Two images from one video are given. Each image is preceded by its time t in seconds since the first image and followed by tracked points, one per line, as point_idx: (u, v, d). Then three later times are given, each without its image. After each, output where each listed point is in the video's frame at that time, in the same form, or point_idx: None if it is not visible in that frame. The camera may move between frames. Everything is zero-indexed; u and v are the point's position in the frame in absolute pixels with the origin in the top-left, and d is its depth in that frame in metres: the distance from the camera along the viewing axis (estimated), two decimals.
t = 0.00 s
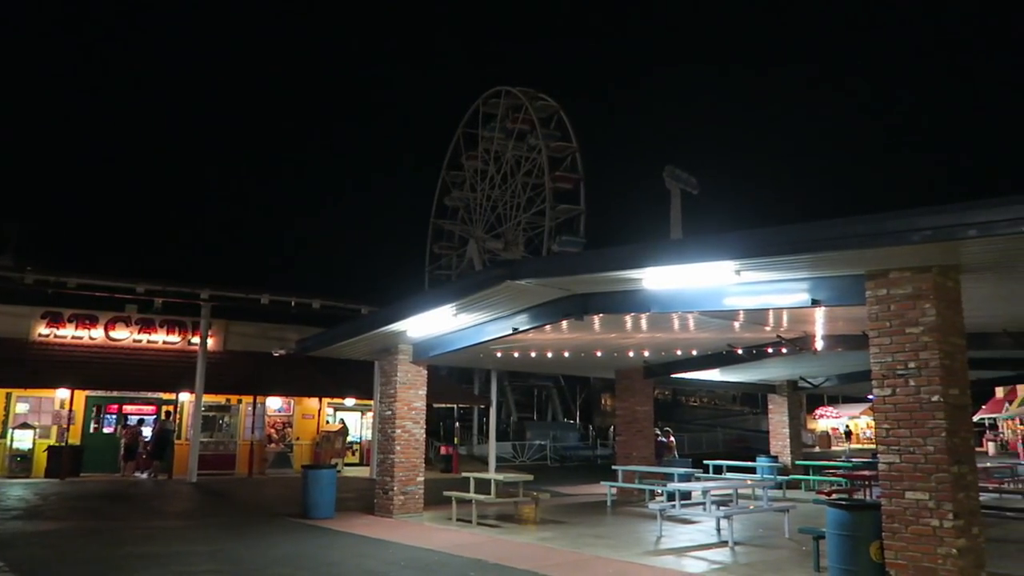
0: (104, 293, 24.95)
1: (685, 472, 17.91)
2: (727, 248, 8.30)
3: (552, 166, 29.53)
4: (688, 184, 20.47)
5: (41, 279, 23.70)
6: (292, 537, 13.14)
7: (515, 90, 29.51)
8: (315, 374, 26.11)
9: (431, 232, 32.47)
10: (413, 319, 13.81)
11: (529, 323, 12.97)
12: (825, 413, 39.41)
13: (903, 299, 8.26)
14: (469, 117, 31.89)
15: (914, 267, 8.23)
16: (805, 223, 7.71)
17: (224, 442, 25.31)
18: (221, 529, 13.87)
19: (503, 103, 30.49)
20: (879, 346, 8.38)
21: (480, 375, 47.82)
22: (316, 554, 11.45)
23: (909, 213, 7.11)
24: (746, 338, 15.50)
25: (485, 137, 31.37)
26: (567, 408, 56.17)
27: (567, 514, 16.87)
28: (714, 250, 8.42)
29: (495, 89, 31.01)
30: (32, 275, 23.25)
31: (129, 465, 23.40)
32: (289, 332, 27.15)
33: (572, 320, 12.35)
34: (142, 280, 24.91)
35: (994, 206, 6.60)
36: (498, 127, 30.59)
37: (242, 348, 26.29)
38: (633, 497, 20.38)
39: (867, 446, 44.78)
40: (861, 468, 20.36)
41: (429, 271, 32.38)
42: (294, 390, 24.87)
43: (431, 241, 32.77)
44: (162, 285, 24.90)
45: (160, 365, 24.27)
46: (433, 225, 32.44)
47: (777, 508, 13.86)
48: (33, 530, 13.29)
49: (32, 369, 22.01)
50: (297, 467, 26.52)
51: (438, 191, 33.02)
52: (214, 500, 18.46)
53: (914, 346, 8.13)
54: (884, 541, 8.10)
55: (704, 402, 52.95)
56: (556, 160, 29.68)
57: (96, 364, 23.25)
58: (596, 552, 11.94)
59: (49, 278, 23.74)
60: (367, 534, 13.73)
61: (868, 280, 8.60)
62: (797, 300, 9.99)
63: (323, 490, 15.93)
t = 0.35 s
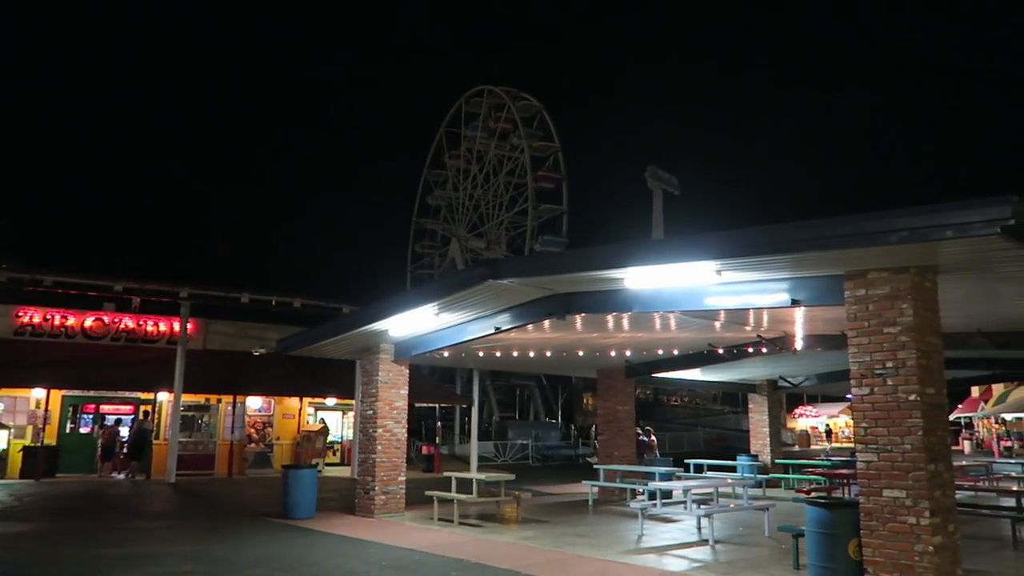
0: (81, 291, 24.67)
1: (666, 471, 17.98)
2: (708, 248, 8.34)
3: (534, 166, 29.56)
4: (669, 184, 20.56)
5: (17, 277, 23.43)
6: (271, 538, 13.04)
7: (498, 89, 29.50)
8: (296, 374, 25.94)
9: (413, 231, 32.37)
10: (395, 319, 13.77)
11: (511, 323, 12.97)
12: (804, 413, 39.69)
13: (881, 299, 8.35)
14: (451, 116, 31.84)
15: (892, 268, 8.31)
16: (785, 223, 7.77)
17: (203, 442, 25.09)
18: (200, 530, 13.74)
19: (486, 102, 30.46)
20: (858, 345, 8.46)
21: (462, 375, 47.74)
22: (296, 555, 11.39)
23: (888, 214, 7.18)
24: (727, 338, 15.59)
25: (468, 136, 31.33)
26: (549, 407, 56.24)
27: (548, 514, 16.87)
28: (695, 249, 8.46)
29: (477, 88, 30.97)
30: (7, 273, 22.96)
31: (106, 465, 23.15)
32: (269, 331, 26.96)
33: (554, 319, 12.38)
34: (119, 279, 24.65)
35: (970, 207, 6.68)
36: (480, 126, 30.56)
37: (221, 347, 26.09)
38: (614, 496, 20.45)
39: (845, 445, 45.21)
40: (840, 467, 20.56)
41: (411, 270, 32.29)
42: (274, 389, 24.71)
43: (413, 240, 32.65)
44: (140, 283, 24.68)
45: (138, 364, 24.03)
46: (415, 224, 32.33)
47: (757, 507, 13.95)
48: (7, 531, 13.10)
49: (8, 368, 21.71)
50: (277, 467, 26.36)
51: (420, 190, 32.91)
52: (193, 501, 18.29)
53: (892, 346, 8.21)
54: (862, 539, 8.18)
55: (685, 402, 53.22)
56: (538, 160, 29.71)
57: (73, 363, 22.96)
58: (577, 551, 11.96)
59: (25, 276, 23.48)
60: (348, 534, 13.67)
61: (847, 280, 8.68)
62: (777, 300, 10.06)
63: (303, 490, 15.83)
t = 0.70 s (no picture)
0: (83, 292, 24.71)
1: (667, 471, 17.97)
2: (709, 248, 8.34)
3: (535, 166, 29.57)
4: (670, 184, 20.54)
5: (19, 278, 23.51)
6: (272, 538, 13.04)
7: (499, 89, 29.51)
8: (298, 373, 25.95)
9: (415, 231, 32.36)
10: (397, 319, 13.78)
11: (512, 323, 12.97)
12: (805, 412, 39.65)
13: (883, 299, 8.34)
14: (452, 116, 31.85)
15: (893, 268, 8.31)
16: (785, 224, 7.78)
17: (205, 442, 25.11)
18: (201, 530, 13.74)
19: (487, 102, 30.47)
20: (859, 345, 8.46)
21: (463, 375, 47.75)
22: (298, 555, 11.39)
23: (889, 214, 7.18)
24: (728, 338, 15.58)
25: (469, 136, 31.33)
26: (551, 407, 56.20)
27: (549, 514, 16.85)
28: (696, 249, 8.46)
29: (478, 88, 30.97)
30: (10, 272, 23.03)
31: (108, 465, 23.17)
32: (271, 331, 26.98)
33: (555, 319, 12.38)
34: (121, 279, 24.64)
35: (971, 206, 6.68)
36: (482, 126, 30.55)
37: (223, 347, 26.10)
38: (615, 496, 20.44)
39: (847, 445, 45.19)
40: (842, 467, 20.53)
41: (413, 270, 32.30)
42: (276, 389, 24.72)
43: (414, 240, 32.64)
44: (142, 283, 24.74)
45: (140, 364, 24.05)
46: (417, 224, 32.33)
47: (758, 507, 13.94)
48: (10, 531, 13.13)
49: (10, 368, 21.74)
50: (279, 467, 26.38)
51: (422, 190, 32.91)
52: (196, 501, 18.30)
53: (893, 346, 8.21)
54: (863, 539, 8.17)
55: (687, 401, 53.21)
56: (540, 160, 29.71)
57: (75, 363, 22.97)
58: (578, 551, 11.97)
59: (27, 276, 23.55)
60: (350, 534, 13.67)
61: (848, 280, 8.68)
62: (778, 300, 10.06)
63: (304, 490, 15.84)
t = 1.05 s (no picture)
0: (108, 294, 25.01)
1: (689, 472, 17.86)
2: (730, 248, 8.28)
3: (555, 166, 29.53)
4: (691, 183, 20.43)
5: (46, 280, 23.82)
6: (294, 537, 13.12)
7: (518, 90, 29.50)
8: (319, 374, 26.12)
9: (435, 232, 32.44)
10: (417, 319, 13.82)
11: (532, 323, 12.97)
12: (829, 413, 39.25)
13: (908, 298, 8.24)
14: (472, 117, 31.89)
15: (918, 267, 8.21)
16: (808, 224, 7.70)
17: (228, 441, 25.37)
18: (224, 530, 13.87)
19: (507, 102, 30.47)
20: (883, 346, 8.37)
21: (484, 375, 47.85)
22: (319, 554, 11.47)
23: (913, 212, 7.09)
24: (750, 338, 15.47)
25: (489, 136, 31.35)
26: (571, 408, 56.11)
27: (570, 514, 16.83)
28: (718, 249, 8.40)
29: (498, 89, 30.99)
30: (36, 275, 23.31)
31: (133, 464, 23.46)
32: (293, 332, 27.18)
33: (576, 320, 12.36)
34: (146, 281, 24.94)
35: (997, 205, 6.59)
36: (501, 127, 30.56)
37: (245, 348, 26.32)
38: (636, 497, 20.37)
39: (871, 446, 44.69)
40: (866, 468, 20.30)
41: (433, 271, 32.38)
42: (298, 390, 24.90)
43: (435, 240, 32.72)
44: (165, 285, 25.00)
45: (164, 365, 24.33)
46: (437, 225, 32.40)
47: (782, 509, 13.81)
48: (38, 529, 13.35)
49: (38, 369, 22.07)
50: (300, 467, 26.57)
51: (442, 191, 32.98)
52: (219, 500, 18.48)
53: (918, 346, 8.11)
54: (888, 541, 8.08)
55: (708, 402, 52.87)
56: (559, 160, 29.67)
57: (101, 365, 23.27)
58: (599, 552, 11.95)
59: (53, 278, 23.86)
60: (371, 534, 13.73)
61: (872, 280, 8.58)
62: (800, 300, 9.97)
63: (326, 490, 15.94)
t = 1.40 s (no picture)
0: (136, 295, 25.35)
1: (714, 472, 17.73)
2: (755, 246, 8.22)
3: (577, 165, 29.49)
4: (714, 181, 20.30)
5: (76, 282, 24.18)
6: (320, 536, 13.22)
7: (540, 89, 29.51)
8: (344, 374, 26.30)
9: (458, 232, 32.53)
10: (441, 320, 13.87)
11: (555, 323, 12.96)
12: (856, 413, 38.78)
13: (936, 297, 8.13)
14: (494, 117, 31.94)
15: (947, 265, 8.09)
16: (833, 221, 7.62)
17: (254, 441, 25.65)
18: (251, 528, 14.01)
19: (529, 102, 30.50)
20: (911, 345, 8.26)
21: (507, 375, 47.89)
22: (345, 553, 11.54)
23: (943, 209, 6.98)
24: (776, 337, 15.34)
25: (511, 137, 31.39)
26: (594, 408, 55.93)
27: (594, 514, 16.82)
28: (742, 248, 8.35)
29: (519, 89, 31.02)
30: (67, 277, 23.67)
31: (161, 463, 23.78)
32: (318, 333, 27.40)
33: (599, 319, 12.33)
34: (174, 282, 25.26)
35: None
36: (523, 127, 30.58)
37: (271, 348, 26.59)
38: (661, 497, 20.29)
39: (899, 446, 44.09)
40: (894, 469, 20.04)
41: (456, 271, 32.47)
42: (323, 390, 25.10)
43: (458, 240, 32.80)
44: (193, 287, 25.31)
45: (192, 366, 24.64)
46: (460, 226, 32.47)
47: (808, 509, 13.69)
48: (70, 527, 13.60)
49: (70, 371, 22.44)
50: (325, 466, 26.77)
51: (464, 192, 33.05)
52: (246, 499, 18.71)
53: (948, 345, 7.99)
54: (918, 542, 7.97)
55: (733, 402, 52.47)
56: (582, 159, 29.62)
57: (130, 366, 23.62)
58: (624, 552, 11.91)
59: (83, 280, 24.22)
60: (396, 533, 13.80)
61: (901, 278, 8.47)
62: (826, 299, 9.88)
63: (351, 489, 16.05)
